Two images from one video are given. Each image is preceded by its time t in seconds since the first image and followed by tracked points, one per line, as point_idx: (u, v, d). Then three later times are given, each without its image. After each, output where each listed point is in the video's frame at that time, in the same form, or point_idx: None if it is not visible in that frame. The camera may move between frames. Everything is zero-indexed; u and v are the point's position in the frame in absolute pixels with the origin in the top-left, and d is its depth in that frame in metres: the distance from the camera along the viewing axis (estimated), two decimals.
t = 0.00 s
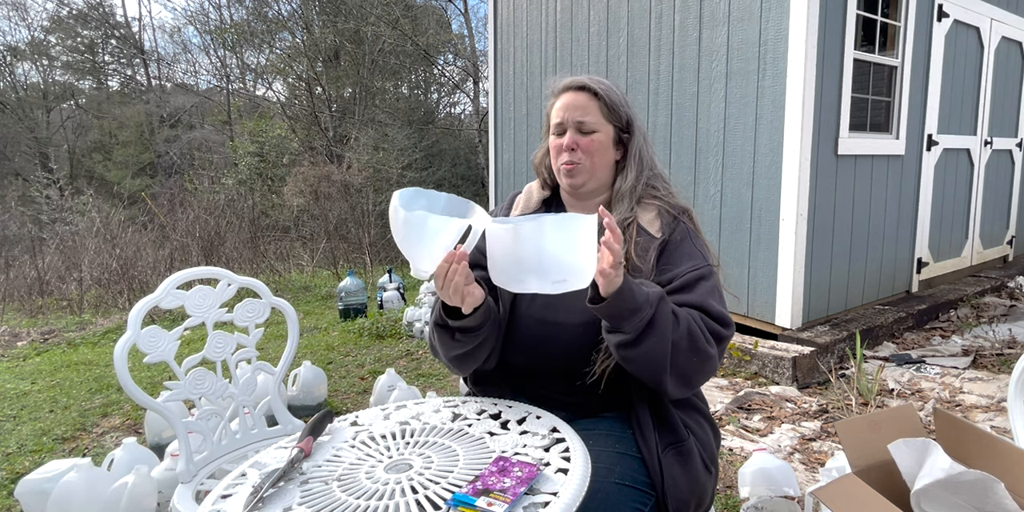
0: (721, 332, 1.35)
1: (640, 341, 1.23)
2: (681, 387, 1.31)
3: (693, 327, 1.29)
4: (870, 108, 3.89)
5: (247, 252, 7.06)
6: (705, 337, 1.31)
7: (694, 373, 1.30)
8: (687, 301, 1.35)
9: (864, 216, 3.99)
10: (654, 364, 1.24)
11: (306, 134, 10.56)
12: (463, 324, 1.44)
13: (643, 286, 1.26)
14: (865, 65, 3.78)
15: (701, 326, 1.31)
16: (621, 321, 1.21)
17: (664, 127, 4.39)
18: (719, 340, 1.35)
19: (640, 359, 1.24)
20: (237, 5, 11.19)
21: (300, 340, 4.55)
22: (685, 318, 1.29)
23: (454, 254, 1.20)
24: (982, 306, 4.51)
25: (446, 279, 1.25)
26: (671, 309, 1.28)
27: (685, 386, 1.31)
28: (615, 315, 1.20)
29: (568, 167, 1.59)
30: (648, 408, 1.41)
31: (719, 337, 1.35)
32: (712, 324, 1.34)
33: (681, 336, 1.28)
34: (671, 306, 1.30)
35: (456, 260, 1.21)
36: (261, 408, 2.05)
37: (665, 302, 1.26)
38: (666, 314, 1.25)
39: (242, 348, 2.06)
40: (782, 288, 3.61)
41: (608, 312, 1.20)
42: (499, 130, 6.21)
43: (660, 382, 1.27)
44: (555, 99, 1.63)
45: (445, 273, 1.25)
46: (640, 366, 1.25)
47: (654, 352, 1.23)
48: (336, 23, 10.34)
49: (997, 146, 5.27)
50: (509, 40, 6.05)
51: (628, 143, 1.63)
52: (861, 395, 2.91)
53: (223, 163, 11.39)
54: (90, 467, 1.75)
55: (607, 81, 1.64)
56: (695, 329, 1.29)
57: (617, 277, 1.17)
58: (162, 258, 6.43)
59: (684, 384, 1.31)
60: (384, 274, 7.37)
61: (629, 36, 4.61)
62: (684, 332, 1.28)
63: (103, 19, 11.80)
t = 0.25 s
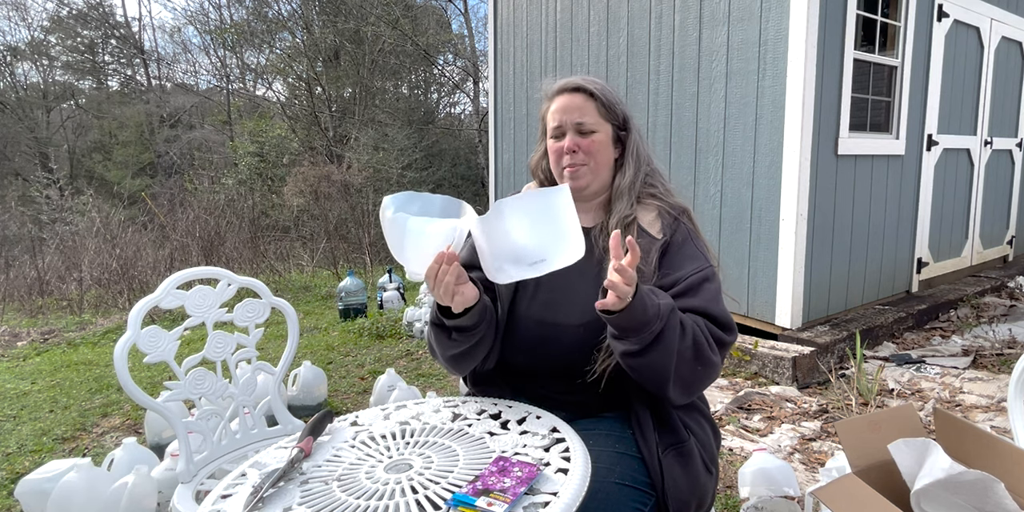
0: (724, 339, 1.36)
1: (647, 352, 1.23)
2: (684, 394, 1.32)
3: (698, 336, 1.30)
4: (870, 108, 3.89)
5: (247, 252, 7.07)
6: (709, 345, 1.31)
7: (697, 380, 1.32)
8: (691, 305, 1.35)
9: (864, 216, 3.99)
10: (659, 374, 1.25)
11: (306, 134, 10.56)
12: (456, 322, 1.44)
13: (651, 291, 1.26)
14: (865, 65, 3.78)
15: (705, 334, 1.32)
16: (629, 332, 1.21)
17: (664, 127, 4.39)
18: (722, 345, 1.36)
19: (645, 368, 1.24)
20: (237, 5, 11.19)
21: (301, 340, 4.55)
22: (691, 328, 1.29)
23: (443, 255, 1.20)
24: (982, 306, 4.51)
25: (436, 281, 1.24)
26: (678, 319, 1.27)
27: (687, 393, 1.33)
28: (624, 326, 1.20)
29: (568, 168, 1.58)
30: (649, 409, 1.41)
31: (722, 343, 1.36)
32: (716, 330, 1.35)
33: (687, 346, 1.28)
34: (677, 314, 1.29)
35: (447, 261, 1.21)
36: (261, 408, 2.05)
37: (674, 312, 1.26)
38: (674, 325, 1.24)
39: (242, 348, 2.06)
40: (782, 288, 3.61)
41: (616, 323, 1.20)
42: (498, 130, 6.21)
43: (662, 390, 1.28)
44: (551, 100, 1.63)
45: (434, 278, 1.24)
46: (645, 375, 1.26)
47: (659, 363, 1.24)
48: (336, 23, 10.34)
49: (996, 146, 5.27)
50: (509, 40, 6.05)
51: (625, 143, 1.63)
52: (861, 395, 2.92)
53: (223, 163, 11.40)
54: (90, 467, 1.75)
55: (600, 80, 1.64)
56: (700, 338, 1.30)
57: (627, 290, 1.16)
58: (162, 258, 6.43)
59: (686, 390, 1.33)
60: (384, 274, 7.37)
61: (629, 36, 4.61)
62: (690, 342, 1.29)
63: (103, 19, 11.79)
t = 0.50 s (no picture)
0: (726, 338, 1.36)
1: (650, 350, 1.23)
2: (686, 394, 1.32)
3: (700, 335, 1.30)
4: (869, 108, 3.89)
5: (247, 252, 7.07)
6: (712, 344, 1.32)
7: (699, 380, 1.32)
8: (692, 304, 1.35)
9: (864, 216, 3.99)
10: (662, 373, 1.26)
11: (306, 134, 10.56)
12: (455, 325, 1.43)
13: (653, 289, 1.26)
14: (865, 64, 3.78)
15: (708, 333, 1.32)
16: (632, 330, 1.21)
17: (664, 127, 4.39)
18: (724, 345, 1.37)
19: (648, 367, 1.25)
20: (237, 5, 11.20)
21: (301, 340, 4.55)
22: (694, 327, 1.29)
23: (438, 259, 1.21)
24: (982, 306, 4.51)
25: (433, 283, 1.25)
26: (682, 318, 1.28)
27: (689, 392, 1.33)
28: (627, 324, 1.20)
29: (571, 166, 1.58)
30: (649, 409, 1.41)
31: (724, 342, 1.36)
32: (718, 329, 1.35)
33: (690, 345, 1.28)
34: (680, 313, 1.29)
35: (443, 266, 1.22)
36: (261, 408, 2.05)
37: (677, 312, 1.26)
38: (677, 324, 1.25)
39: (242, 348, 2.06)
40: (782, 288, 3.61)
41: (620, 321, 1.20)
42: (498, 130, 6.22)
43: (665, 390, 1.29)
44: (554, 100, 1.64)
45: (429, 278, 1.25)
46: (648, 373, 1.26)
47: (663, 362, 1.24)
48: (336, 23, 10.34)
49: (996, 146, 5.27)
50: (509, 40, 6.05)
51: (626, 144, 1.64)
52: (861, 395, 2.92)
53: (223, 163, 11.39)
54: (90, 467, 1.75)
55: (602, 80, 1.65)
56: (702, 338, 1.30)
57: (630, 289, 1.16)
58: (162, 258, 6.43)
59: (688, 389, 1.33)
60: (384, 274, 7.37)
61: (629, 36, 4.62)
62: (693, 341, 1.29)
63: (102, 19, 11.78)
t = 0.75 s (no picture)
0: (728, 338, 1.37)
1: (654, 363, 1.25)
2: (690, 399, 1.34)
3: (702, 339, 1.31)
4: (870, 108, 3.89)
5: (247, 252, 7.07)
6: (715, 348, 1.32)
7: (703, 384, 1.33)
8: (691, 308, 1.36)
9: (864, 216, 3.99)
10: (666, 382, 1.27)
11: (306, 134, 10.57)
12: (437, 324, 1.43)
13: (652, 299, 1.27)
14: (865, 65, 3.78)
15: (709, 336, 1.32)
16: (635, 344, 1.22)
17: (664, 127, 4.39)
18: (727, 345, 1.37)
19: (653, 378, 1.26)
20: (237, 5, 11.20)
21: (301, 340, 4.55)
22: (696, 333, 1.30)
23: (422, 256, 1.21)
24: (982, 306, 4.51)
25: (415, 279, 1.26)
26: (683, 326, 1.28)
27: (694, 397, 1.34)
28: (630, 339, 1.21)
29: (580, 157, 1.57)
30: (650, 410, 1.41)
31: (726, 343, 1.37)
32: (720, 331, 1.35)
33: (693, 351, 1.29)
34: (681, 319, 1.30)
35: (427, 263, 1.22)
36: (261, 408, 2.05)
37: (678, 319, 1.26)
38: (678, 333, 1.25)
39: (242, 348, 2.06)
40: (782, 288, 3.61)
41: (622, 336, 1.21)
42: (499, 130, 6.22)
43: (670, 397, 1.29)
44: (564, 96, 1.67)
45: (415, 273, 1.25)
46: (653, 384, 1.27)
47: (667, 372, 1.25)
48: (336, 23, 10.34)
49: (996, 146, 5.27)
50: (509, 40, 6.05)
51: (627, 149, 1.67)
52: (861, 395, 2.92)
53: (223, 163, 11.39)
54: (90, 467, 1.75)
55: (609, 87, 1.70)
56: (705, 340, 1.31)
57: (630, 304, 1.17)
58: (162, 258, 6.43)
59: (692, 394, 1.34)
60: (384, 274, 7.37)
61: (629, 36, 4.62)
62: (695, 346, 1.29)
63: (102, 19, 11.78)
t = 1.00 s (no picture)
0: (727, 336, 1.37)
1: (653, 366, 1.25)
2: (691, 399, 1.34)
3: (701, 339, 1.30)
4: (870, 108, 3.89)
5: (247, 252, 7.07)
6: (715, 348, 1.32)
7: (703, 384, 1.33)
8: (690, 309, 1.35)
9: (864, 217, 3.99)
10: (667, 384, 1.27)
11: (306, 134, 10.57)
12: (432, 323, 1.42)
13: (649, 302, 1.27)
14: (865, 65, 3.78)
15: (709, 336, 1.32)
16: (634, 348, 1.22)
17: (664, 127, 4.39)
18: (726, 344, 1.37)
19: (654, 381, 1.26)
20: (237, 5, 11.19)
21: (300, 340, 4.55)
22: (695, 334, 1.30)
23: (417, 254, 1.20)
24: (982, 306, 4.51)
25: (410, 277, 1.25)
26: (682, 328, 1.28)
27: (694, 397, 1.34)
28: (628, 343, 1.21)
29: (575, 164, 1.55)
30: (649, 410, 1.41)
31: (726, 342, 1.37)
32: (719, 331, 1.35)
33: (693, 352, 1.29)
34: (679, 321, 1.30)
35: (422, 261, 1.22)
36: (261, 408, 2.05)
37: (676, 321, 1.27)
38: (677, 335, 1.25)
39: (242, 348, 2.06)
40: (782, 288, 3.61)
41: (621, 341, 1.21)
42: (499, 130, 6.22)
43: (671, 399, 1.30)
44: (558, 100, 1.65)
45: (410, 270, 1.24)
46: (654, 387, 1.27)
47: (667, 374, 1.26)
48: (336, 23, 10.34)
49: (997, 146, 5.27)
50: (509, 40, 6.05)
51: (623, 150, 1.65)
52: (861, 395, 2.92)
53: (223, 163, 11.39)
54: (90, 468, 1.75)
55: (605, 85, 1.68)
56: (704, 340, 1.30)
57: (626, 309, 1.17)
58: (162, 258, 6.43)
59: (693, 395, 1.34)
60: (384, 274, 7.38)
61: (629, 36, 4.62)
62: (695, 348, 1.29)
63: (103, 19, 11.77)
